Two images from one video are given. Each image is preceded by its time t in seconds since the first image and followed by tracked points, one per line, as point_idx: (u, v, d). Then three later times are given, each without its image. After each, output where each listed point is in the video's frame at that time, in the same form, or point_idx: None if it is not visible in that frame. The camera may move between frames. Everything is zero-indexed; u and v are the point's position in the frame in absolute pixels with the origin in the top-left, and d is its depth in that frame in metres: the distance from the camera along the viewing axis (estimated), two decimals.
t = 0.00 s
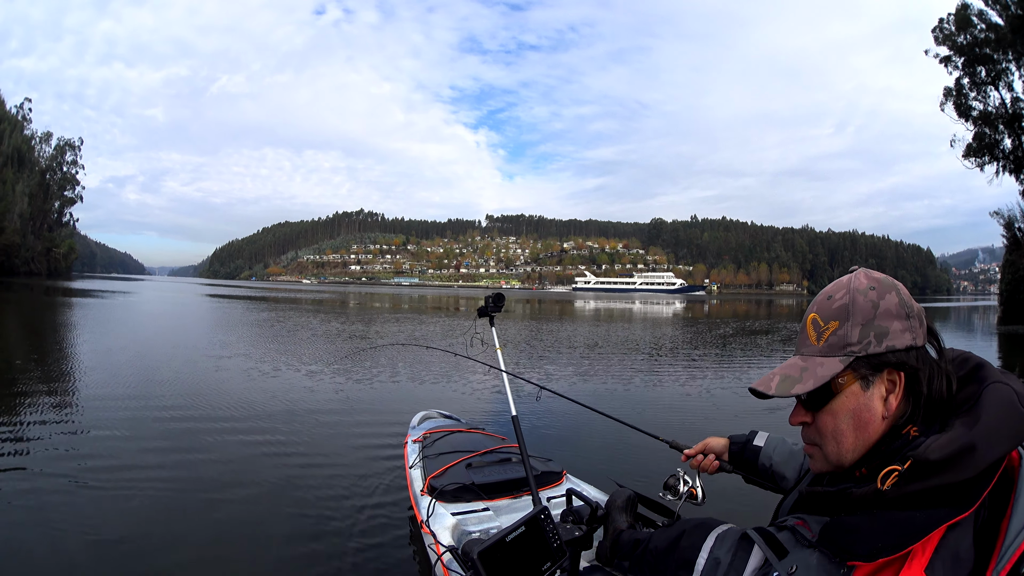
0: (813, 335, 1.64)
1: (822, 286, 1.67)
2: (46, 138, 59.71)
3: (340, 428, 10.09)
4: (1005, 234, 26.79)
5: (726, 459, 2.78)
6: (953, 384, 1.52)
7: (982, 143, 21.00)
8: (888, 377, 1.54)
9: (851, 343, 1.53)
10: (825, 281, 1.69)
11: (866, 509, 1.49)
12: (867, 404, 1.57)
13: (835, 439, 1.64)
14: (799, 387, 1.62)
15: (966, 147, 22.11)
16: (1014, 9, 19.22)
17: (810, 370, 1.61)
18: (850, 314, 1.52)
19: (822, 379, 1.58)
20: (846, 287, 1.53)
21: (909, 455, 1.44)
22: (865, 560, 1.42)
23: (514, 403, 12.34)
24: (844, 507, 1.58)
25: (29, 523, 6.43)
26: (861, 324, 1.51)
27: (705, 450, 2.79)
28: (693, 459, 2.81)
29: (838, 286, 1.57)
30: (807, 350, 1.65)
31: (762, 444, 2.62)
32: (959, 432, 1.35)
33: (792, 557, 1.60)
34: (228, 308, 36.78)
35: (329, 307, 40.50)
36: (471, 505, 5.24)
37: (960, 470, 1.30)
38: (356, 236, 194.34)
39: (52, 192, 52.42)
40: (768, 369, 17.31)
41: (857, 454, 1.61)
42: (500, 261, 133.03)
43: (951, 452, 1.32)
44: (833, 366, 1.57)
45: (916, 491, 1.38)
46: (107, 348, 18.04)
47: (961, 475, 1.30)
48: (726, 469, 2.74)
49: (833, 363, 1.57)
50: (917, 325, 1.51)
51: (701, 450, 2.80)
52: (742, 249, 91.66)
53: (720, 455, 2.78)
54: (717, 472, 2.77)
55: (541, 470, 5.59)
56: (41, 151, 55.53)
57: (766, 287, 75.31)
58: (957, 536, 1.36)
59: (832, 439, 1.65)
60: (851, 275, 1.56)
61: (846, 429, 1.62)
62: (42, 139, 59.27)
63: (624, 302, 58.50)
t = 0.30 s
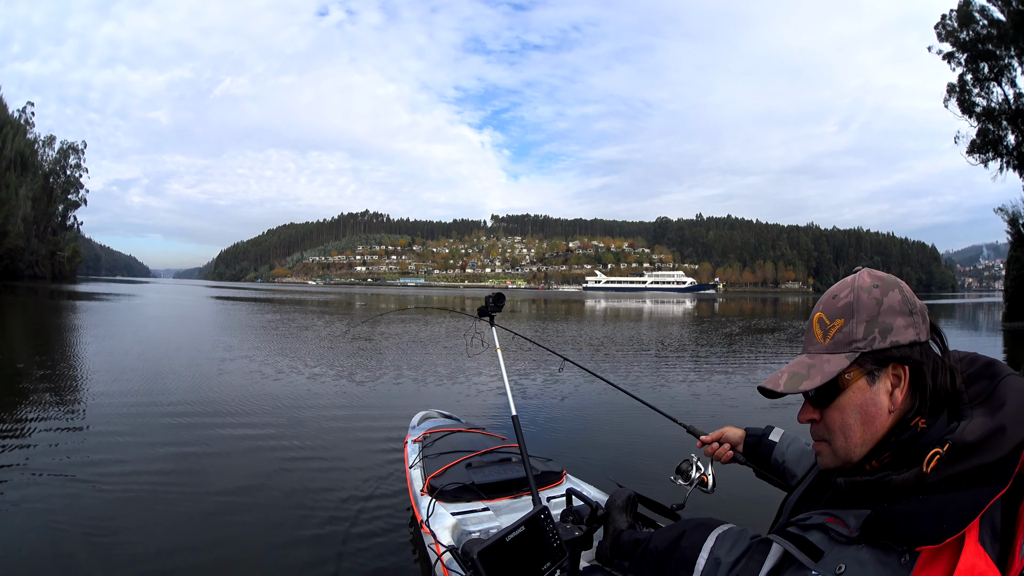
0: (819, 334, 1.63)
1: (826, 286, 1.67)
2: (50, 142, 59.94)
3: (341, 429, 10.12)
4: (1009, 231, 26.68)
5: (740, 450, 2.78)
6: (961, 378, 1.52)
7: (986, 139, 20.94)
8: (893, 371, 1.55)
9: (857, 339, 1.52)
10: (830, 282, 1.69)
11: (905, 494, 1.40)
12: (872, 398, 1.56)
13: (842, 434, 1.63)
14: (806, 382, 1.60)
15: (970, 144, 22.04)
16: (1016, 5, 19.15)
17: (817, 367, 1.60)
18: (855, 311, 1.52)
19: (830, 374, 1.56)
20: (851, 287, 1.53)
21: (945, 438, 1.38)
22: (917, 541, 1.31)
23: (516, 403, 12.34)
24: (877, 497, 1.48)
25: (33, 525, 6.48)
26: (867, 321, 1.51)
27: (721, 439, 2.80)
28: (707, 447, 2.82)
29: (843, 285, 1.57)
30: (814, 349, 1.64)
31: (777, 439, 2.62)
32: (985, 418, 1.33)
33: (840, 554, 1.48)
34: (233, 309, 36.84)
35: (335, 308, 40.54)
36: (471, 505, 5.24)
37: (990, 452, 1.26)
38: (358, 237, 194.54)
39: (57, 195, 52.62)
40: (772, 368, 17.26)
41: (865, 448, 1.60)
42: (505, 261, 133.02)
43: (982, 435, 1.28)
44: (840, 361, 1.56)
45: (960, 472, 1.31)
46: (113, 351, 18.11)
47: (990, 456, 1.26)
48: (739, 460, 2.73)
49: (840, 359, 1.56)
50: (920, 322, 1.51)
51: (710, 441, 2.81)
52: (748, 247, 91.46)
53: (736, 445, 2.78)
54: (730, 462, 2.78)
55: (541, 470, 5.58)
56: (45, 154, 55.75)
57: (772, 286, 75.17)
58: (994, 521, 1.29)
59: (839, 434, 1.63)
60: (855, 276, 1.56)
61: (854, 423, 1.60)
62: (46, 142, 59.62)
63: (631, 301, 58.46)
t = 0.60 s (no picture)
0: (823, 333, 1.63)
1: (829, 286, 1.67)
2: (54, 143, 60.06)
3: (343, 428, 10.13)
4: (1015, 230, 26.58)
5: (739, 439, 2.77)
6: (964, 374, 1.51)
7: (991, 137, 20.87)
8: (898, 365, 1.53)
9: (859, 336, 1.52)
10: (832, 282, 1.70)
11: (920, 479, 1.38)
12: (879, 393, 1.55)
13: (850, 430, 1.61)
14: (812, 379, 1.60)
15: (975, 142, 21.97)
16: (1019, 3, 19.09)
17: (823, 364, 1.59)
18: (856, 310, 1.53)
19: (835, 370, 1.56)
20: (853, 286, 1.54)
21: (956, 423, 1.38)
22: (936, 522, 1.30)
23: (518, 403, 12.33)
24: (892, 483, 1.45)
25: (37, 526, 6.48)
26: (869, 318, 1.51)
27: (719, 427, 2.79)
28: (706, 434, 2.82)
29: (846, 284, 1.58)
30: (819, 347, 1.63)
31: (777, 428, 2.60)
32: (993, 406, 1.33)
33: (858, 541, 1.46)
34: (239, 310, 36.88)
35: (342, 307, 40.64)
36: (471, 505, 5.24)
37: (1000, 438, 1.26)
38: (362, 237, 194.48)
39: (61, 196, 52.66)
40: (776, 368, 17.23)
41: (872, 444, 1.58)
42: (513, 260, 133.06)
43: (994, 420, 1.28)
44: (844, 358, 1.55)
45: (975, 456, 1.30)
46: (118, 351, 18.07)
47: (1003, 441, 1.26)
48: (738, 449, 2.73)
49: (845, 355, 1.55)
50: (921, 317, 1.52)
51: (707, 427, 2.82)
52: (753, 246, 91.28)
53: (734, 434, 2.78)
54: (727, 450, 2.78)
55: (541, 470, 5.58)
56: (49, 155, 55.86)
57: (778, 285, 74.94)
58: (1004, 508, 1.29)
59: (847, 430, 1.61)
60: (856, 275, 1.57)
61: (861, 419, 1.59)
62: (50, 144, 59.82)
63: (636, 300, 58.41)
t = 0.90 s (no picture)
0: (839, 330, 1.62)
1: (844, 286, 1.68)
2: (59, 144, 60.27)
3: (344, 428, 10.14)
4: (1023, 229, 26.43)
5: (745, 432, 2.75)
6: (971, 375, 1.52)
7: (997, 136, 20.82)
8: (912, 363, 1.52)
9: (876, 333, 1.52)
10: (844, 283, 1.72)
11: (923, 480, 1.38)
12: (894, 390, 1.53)
13: (865, 428, 1.59)
14: (829, 375, 1.58)
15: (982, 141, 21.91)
16: None
17: (839, 360, 1.58)
18: (874, 306, 1.52)
19: (852, 367, 1.54)
20: (869, 282, 1.53)
21: (960, 425, 1.37)
22: (939, 526, 1.29)
23: (521, 402, 12.32)
24: (894, 482, 1.45)
25: (41, 525, 6.48)
26: (884, 315, 1.51)
27: (725, 419, 2.76)
28: (712, 427, 2.79)
29: (860, 281, 1.59)
30: (833, 344, 1.62)
31: (783, 425, 2.59)
32: (998, 408, 1.33)
33: (858, 539, 1.46)
34: (244, 309, 36.90)
35: (351, 306, 40.65)
36: (471, 505, 5.24)
37: (1004, 441, 1.26)
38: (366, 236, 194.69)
39: (66, 196, 52.79)
40: (782, 367, 17.19)
41: (887, 442, 1.55)
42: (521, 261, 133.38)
43: (999, 423, 1.28)
44: (860, 355, 1.55)
45: (976, 458, 1.30)
46: (124, 352, 18.05)
47: (1006, 444, 1.25)
48: (742, 443, 2.71)
49: (860, 352, 1.54)
50: (933, 315, 1.52)
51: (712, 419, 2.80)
52: (760, 246, 90.98)
53: (740, 427, 2.74)
54: (733, 442, 2.74)
55: (541, 470, 5.58)
56: (55, 156, 56.07)
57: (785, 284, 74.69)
58: (1004, 510, 1.29)
59: (863, 427, 1.60)
60: (872, 272, 1.57)
61: (875, 417, 1.57)
62: (56, 144, 60.06)
63: (644, 299, 58.26)
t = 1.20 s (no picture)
0: (847, 332, 1.60)
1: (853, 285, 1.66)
2: (63, 146, 60.60)
3: (346, 428, 10.15)
4: None
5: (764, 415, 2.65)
6: (976, 379, 1.50)
7: (1002, 134, 20.75)
8: (921, 367, 1.51)
9: (885, 337, 1.50)
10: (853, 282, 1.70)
11: (920, 485, 1.38)
12: (901, 396, 1.52)
13: (873, 432, 1.57)
14: (838, 381, 1.58)
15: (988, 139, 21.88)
16: None
17: (848, 365, 1.57)
18: (883, 309, 1.50)
19: (861, 373, 1.53)
20: (877, 285, 1.51)
21: (961, 431, 1.36)
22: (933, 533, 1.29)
23: (524, 402, 12.30)
24: (892, 486, 1.46)
25: (48, 526, 6.51)
26: (895, 318, 1.49)
27: (746, 395, 2.63)
28: (730, 399, 2.68)
29: (868, 281, 1.56)
30: (842, 347, 1.61)
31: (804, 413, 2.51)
32: (998, 414, 1.32)
33: (854, 541, 1.46)
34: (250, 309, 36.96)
35: (357, 307, 40.63)
36: (471, 505, 5.25)
37: (1003, 449, 1.25)
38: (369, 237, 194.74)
39: (70, 197, 52.97)
40: (787, 366, 17.12)
41: (895, 445, 1.54)
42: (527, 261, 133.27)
43: (998, 431, 1.27)
44: (870, 360, 1.53)
45: (973, 466, 1.29)
46: (130, 352, 18.10)
47: (1004, 453, 1.25)
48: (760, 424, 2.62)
49: (870, 356, 1.53)
50: (944, 319, 1.50)
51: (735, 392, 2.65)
52: (767, 245, 90.55)
53: (761, 408, 2.62)
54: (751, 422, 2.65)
55: (541, 470, 5.59)
56: (59, 156, 56.34)
57: (792, 284, 74.34)
58: (1000, 518, 1.29)
59: (870, 432, 1.58)
60: (885, 271, 1.53)
61: (884, 422, 1.56)
62: (61, 145, 60.36)
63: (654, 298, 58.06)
